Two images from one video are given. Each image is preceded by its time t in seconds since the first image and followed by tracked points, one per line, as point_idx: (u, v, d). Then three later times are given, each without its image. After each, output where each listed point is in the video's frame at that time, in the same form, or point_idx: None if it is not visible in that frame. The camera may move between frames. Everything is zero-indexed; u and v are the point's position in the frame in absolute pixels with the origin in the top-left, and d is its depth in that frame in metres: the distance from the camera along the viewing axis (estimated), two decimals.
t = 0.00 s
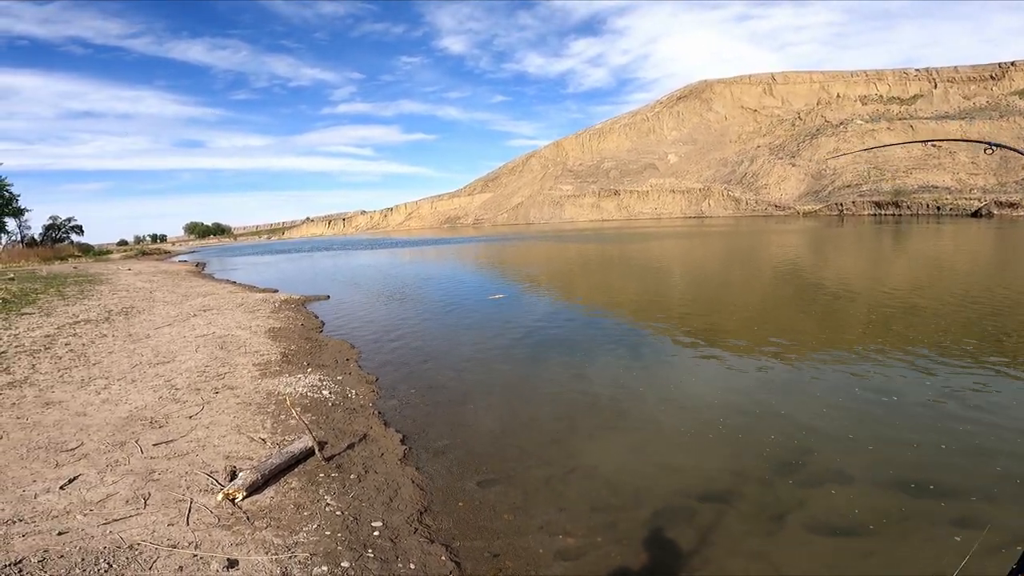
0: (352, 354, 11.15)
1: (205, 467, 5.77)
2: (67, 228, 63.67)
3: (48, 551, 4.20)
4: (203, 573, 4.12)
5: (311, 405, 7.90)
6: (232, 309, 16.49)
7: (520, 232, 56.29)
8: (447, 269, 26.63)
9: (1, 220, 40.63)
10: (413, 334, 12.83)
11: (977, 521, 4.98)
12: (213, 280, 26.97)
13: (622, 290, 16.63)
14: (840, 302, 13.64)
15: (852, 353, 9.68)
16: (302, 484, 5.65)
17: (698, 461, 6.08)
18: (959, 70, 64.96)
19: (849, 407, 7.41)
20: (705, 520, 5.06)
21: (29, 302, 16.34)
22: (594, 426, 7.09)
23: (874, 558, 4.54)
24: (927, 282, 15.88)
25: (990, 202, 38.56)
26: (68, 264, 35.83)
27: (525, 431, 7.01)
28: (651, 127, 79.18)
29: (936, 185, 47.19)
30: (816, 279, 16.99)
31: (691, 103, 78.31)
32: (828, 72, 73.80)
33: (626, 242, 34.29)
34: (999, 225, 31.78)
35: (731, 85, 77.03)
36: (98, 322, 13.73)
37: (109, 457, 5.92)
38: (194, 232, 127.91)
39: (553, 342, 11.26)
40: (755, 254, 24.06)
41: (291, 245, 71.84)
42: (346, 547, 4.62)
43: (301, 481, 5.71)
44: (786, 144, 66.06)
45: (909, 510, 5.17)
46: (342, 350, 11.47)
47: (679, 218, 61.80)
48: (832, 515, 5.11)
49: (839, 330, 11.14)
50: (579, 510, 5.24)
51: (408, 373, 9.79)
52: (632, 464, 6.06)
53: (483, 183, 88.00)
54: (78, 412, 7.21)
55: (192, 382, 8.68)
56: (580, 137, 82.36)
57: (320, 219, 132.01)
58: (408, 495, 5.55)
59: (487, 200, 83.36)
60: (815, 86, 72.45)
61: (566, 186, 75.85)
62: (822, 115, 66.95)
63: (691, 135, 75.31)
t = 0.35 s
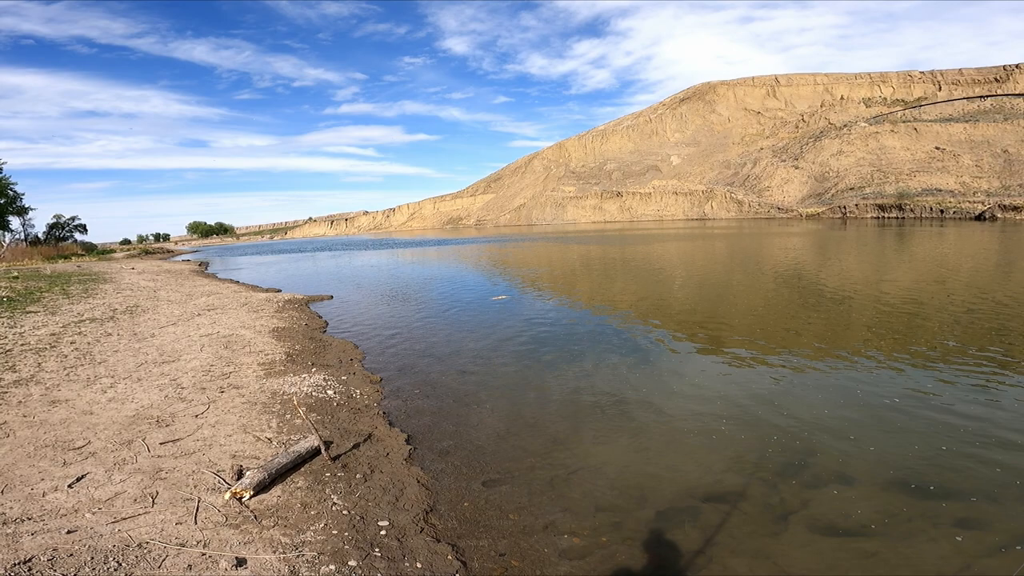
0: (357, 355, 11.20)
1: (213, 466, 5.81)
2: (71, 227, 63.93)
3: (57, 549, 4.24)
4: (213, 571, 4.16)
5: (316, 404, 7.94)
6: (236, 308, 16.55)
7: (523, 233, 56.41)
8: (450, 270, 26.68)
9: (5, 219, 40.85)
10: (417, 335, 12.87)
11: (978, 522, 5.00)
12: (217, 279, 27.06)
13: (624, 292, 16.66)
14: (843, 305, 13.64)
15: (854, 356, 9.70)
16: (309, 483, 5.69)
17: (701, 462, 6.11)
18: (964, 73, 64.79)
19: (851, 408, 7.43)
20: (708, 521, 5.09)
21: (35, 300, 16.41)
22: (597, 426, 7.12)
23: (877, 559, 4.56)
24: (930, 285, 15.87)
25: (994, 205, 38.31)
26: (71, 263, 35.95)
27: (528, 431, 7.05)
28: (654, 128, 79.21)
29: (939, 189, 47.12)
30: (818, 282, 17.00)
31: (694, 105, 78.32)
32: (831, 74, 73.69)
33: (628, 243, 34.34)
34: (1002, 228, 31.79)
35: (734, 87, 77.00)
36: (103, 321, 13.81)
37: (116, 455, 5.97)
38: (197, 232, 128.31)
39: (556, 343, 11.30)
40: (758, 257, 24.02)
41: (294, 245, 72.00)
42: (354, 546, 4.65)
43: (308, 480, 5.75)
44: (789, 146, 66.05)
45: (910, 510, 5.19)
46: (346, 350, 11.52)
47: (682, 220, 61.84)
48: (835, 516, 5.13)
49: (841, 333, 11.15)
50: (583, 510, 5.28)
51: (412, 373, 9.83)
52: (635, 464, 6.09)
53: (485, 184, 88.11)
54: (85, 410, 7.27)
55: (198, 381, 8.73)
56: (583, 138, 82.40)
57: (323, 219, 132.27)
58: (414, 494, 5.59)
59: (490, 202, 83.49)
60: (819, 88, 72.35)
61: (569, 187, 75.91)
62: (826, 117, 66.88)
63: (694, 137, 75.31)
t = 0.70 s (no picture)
0: (360, 355, 11.21)
1: (216, 466, 5.82)
2: (77, 226, 64.32)
3: (59, 549, 4.23)
4: (214, 571, 4.15)
5: (320, 405, 7.95)
6: (240, 308, 16.60)
7: (527, 235, 56.44)
8: (454, 271, 26.69)
9: (11, 218, 41.14)
10: (420, 336, 12.88)
11: (984, 526, 4.96)
12: (221, 279, 27.17)
13: (628, 295, 16.59)
14: (846, 309, 13.57)
15: (859, 360, 9.62)
16: (312, 484, 5.68)
17: (704, 465, 6.07)
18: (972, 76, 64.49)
19: (855, 412, 7.38)
20: (711, 524, 5.06)
21: (40, 299, 16.48)
22: (600, 429, 7.09)
23: (882, 563, 4.52)
24: (935, 289, 15.80)
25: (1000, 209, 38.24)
26: (77, 262, 36.13)
27: (531, 433, 7.04)
28: (659, 131, 79.13)
29: (945, 193, 46.87)
30: (822, 286, 16.90)
31: (699, 107, 78.19)
32: (837, 77, 73.44)
33: (632, 246, 34.26)
34: (1009, 233, 31.60)
35: (740, 89, 76.82)
36: (108, 320, 13.88)
37: (119, 455, 5.98)
38: (202, 232, 128.90)
39: (560, 345, 11.28)
40: (761, 260, 23.94)
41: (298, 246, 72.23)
42: (355, 547, 4.64)
43: (310, 481, 5.75)
44: (794, 149, 65.86)
45: (914, 514, 5.15)
46: (350, 351, 11.54)
47: (685, 223, 61.76)
48: (839, 520, 5.09)
49: (845, 337, 11.08)
50: (586, 512, 5.26)
51: (415, 374, 9.83)
52: (639, 467, 6.06)
53: (489, 185, 88.19)
54: (89, 409, 7.29)
55: (201, 381, 8.75)
56: (588, 141, 82.40)
57: (328, 220, 132.68)
58: (416, 496, 5.58)
59: (494, 203, 83.58)
60: (825, 91, 72.10)
61: (573, 189, 75.94)
62: (832, 120, 66.63)
63: (698, 140, 75.19)
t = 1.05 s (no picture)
0: (363, 355, 11.22)
1: (217, 465, 5.83)
2: (83, 225, 64.72)
3: (60, 547, 4.25)
4: (214, 569, 4.17)
5: (322, 405, 7.96)
6: (244, 308, 16.67)
7: (531, 236, 56.45)
8: (457, 272, 26.68)
9: (18, 216, 41.45)
10: (423, 336, 12.89)
11: (987, 530, 4.92)
12: (226, 279, 27.26)
13: (631, 298, 16.52)
14: (852, 313, 13.47)
15: (862, 363, 9.56)
16: (312, 483, 5.69)
17: (705, 468, 6.04)
18: (979, 79, 64.12)
19: (857, 415, 7.34)
20: (711, 526, 5.04)
21: (45, 298, 16.58)
22: (601, 430, 7.09)
23: (883, 566, 4.50)
24: (941, 293, 15.68)
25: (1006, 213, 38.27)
26: (82, 261, 36.33)
27: (532, 435, 7.02)
28: (663, 133, 79.06)
29: (951, 196, 46.64)
30: (827, 289, 16.82)
31: (704, 109, 78.06)
32: (843, 80, 73.15)
33: (636, 248, 34.19)
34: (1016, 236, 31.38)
35: (745, 91, 76.63)
36: (113, 318, 13.96)
37: (121, 453, 6.00)
38: (207, 232, 129.53)
39: (562, 347, 11.27)
40: (765, 263, 23.81)
41: (302, 246, 72.47)
42: (355, 547, 4.64)
43: (311, 480, 5.76)
44: (799, 152, 65.67)
45: (915, 517, 5.13)
46: (352, 351, 11.55)
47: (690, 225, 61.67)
48: (841, 523, 5.06)
49: (851, 341, 11.00)
50: (586, 514, 5.24)
51: (417, 375, 9.83)
52: (639, 469, 6.04)
53: (493, 187, 88.27)
54: (92, 408, 7.32)
55: (204, 380, 8.79)
56: (592, 142, 82.37)
57: (332, 220, 133.04)
58: (416, 496, 5.58)
59: (498, 205, 83.68)
60: (831, 93, 71.82)
61: (577, 191, 75.96)
62: (838, 123, 66.38)
63: (703, 142, 75.06)
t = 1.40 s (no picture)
0: (367, 356, 11.27)
1: (222, 464, 5.88)
2: (91, 224, 65.16)
3: (65, 545, 4.29)
4: (218, 568, 4.20)
5: (326, 405, 8.00)
6: (249, 308, 16.77)
7: (535, 238, 56.51)
8: (461, 273, 26.75)
9: (26, 215, 41.79)
10: (426, 338, 12.93)
11: (988, 533, 4.92)
12: (231, 279, 27.41)
13: (634, 300, 16.52)
14: (856, 316, 13.45)
15: (866, 366, 9.55)
16: (316, 483, 5.73)
17: (709, 470, 6.03)
18: (986, 82, 63.76)
19: (860, 418, 7.34)
20: (713, 528, 5.05)
21: (52, 297, 16.70)
22: (603, 432, 7.10)
23: (885, 568, 4.49)
24: (946, 297, 15.64)
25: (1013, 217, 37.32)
26: (90, 261, 36.59)
27: (534, 436, 7.03)
28: (668, 135, 78.97)
29: (958, 199, 46.36)
30: (833, 293, 16.77)
31: (709, 112, 77.92)
32: (850, 82, 72.87)
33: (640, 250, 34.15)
34: None
35: (751, 94, 76.46)
36: (119, 318, 14.06)
37: (127, 452, 6.06)
38: (213, 232, 130.22)
39: (567, 349, 11.27)
40: (770, 266, 23.75)
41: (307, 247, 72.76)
42: (358, 546, 4.67)
43: (315, 480, 5.79)
44: (805, 155, 65.44)
45: (917, 520, 5.12)
46: (356, 352, 11.59)
47: (694, 227, 61.55)
48: (843, 526, 5.06)
49: (854, 344, 10.99)
50: (588, 516, 5.25)
51: (421, 376, 9.87)
52: (642, 471, 6.05)
53: (498, 188, 88.34)
54: (99, 407, 7.39)
55: (209, 380, 8.85)
56: (597, 144, 82.36)
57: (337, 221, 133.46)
58: (419, 496, 5.61)
59: (502, 206, 83.79)
60: (837, 95, 71.57)
61: (582, 193, 75.97)
62: (844, 125, 66.12)
63: (708, 144, 74.92)
